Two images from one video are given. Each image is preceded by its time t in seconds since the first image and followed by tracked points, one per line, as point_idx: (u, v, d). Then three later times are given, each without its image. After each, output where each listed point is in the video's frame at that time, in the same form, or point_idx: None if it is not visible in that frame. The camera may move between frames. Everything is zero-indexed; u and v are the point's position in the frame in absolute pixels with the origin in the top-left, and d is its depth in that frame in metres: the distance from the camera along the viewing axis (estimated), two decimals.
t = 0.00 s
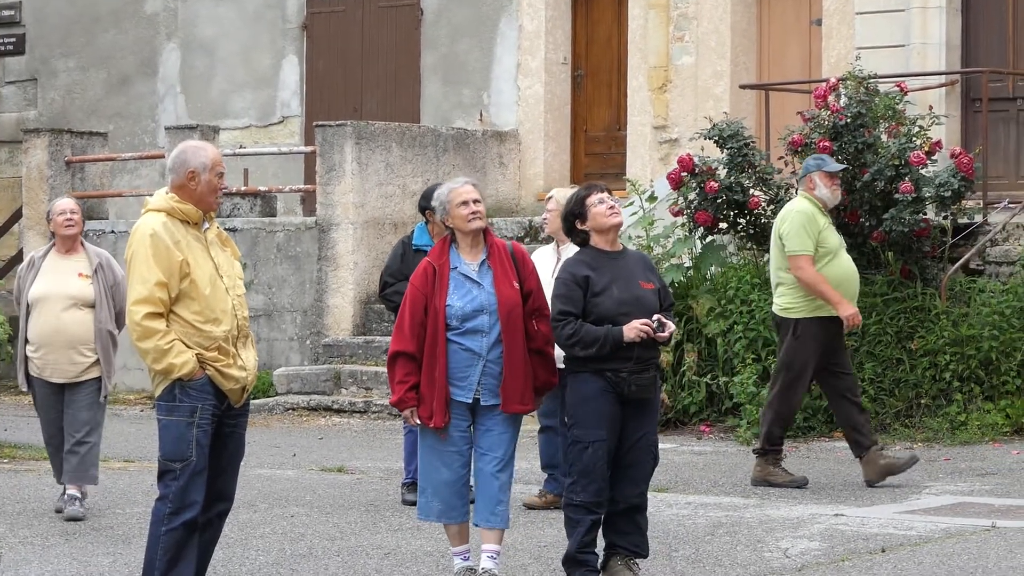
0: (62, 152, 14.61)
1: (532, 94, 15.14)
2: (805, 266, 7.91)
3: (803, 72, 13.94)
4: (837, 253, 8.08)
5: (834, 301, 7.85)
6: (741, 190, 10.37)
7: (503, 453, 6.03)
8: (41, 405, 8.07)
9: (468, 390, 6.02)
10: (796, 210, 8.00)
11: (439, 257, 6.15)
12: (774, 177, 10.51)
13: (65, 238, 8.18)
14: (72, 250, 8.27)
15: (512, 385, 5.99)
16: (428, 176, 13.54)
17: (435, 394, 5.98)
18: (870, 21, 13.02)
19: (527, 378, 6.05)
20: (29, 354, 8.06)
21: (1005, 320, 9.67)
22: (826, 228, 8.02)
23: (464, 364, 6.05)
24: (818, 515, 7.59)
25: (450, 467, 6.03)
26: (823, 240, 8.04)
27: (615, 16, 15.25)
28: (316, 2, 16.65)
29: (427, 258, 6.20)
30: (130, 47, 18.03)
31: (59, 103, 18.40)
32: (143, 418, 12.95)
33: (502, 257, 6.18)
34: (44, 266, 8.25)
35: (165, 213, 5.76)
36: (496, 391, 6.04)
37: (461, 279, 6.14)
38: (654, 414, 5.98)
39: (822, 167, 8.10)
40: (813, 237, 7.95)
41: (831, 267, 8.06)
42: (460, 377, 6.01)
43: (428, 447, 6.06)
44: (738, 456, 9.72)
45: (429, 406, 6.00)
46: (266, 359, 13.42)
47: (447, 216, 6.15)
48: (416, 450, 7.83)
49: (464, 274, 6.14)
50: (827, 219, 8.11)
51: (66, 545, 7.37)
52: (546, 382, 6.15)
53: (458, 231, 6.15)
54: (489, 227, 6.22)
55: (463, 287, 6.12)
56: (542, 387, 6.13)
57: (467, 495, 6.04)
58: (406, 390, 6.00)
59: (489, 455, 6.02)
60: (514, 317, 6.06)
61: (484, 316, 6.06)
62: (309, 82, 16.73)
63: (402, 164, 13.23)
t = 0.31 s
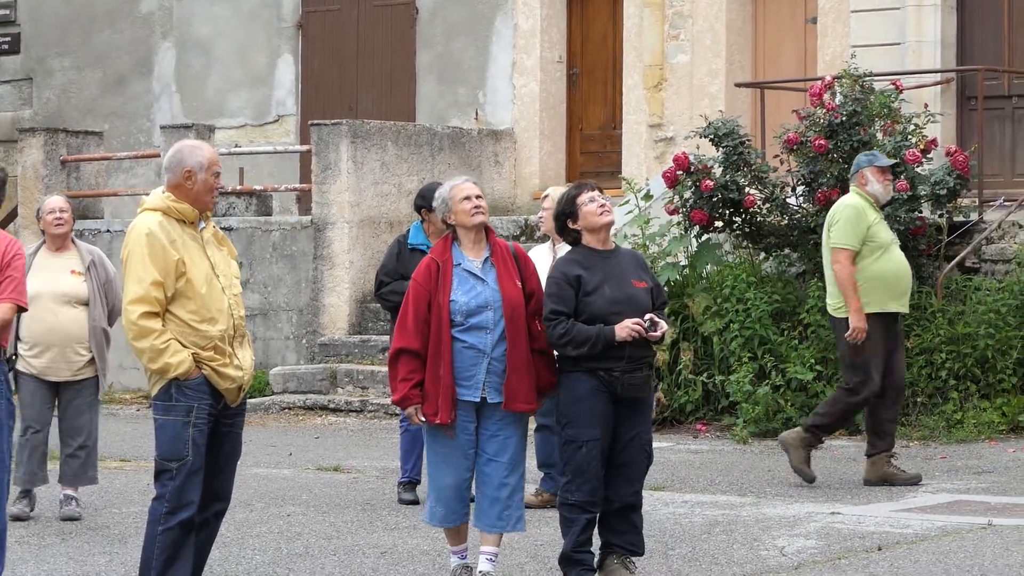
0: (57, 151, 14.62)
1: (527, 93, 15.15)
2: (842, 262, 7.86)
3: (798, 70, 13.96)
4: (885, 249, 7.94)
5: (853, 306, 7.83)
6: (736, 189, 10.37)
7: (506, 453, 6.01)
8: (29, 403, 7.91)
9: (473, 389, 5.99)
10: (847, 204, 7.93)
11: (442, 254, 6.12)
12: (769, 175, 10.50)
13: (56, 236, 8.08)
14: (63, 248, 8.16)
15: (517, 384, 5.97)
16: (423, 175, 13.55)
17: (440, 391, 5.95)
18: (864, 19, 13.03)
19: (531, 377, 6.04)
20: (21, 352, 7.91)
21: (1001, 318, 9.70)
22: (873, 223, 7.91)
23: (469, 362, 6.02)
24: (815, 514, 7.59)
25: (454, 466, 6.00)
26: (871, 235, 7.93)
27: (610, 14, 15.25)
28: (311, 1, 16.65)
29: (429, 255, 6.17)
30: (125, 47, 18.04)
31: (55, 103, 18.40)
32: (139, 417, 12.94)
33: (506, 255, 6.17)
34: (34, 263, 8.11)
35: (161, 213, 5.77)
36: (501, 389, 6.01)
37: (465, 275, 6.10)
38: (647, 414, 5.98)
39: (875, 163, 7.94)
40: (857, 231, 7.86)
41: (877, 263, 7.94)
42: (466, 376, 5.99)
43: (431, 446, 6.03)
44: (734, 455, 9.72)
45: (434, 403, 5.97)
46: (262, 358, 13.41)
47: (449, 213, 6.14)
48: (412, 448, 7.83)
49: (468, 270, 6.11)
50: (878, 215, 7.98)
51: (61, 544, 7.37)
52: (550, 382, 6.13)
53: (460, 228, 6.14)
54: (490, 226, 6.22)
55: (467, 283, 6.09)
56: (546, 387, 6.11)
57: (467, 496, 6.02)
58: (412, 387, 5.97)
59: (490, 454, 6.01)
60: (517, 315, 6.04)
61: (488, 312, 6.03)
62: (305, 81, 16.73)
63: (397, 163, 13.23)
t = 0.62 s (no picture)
0: (56, 151, 14.63)
1: (526, 93, 15.16)
2: (873, 260, 7.85)
3: (797, 70, 13.96)
4: (924, 252, 7.84)
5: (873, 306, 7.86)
6: (734, 189, 10.39)
7: (513, 452, 5.99)
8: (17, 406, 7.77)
9: (481, 387, 5.96)
10: (890, 203, 7.88)
11: (444, 254, 6.09)
12: (768, 175, 10.54)
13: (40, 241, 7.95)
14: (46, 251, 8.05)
15: (526, 381, 5.93)
16: (422, 175, 13.55)
17: (452, 389, 5.91)
18: (864, 19, 13.03)
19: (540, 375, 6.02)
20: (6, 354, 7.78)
21: (1000, 318, 9.71)
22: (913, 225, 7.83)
23: (476, 360, 5.98)
24: (814, 513, 7.59)
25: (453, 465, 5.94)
26: (911, 237, 7.85)
27: (609, 14, 15.26)
28: (309, 1, 16.65)
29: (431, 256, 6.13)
30: (124, 47, 18.04)
31: (54, 104, 18.41)
32: (137, 418, 12.94)
33: (506, 256, 6.18)
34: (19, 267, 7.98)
35: (160, 213, 5.77)
36: (508, 388, 5.98)
37: (467, 275, 6.08)
38: (644, 414, 5.98)
39: (929, 165, 7.88)
40: (893, 232, 7.81)
41: (914, 266, 7.85)
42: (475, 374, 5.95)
43: (437, 447, 5.95)
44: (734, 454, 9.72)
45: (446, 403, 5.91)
46: (261, 359, 13.41)
47: (448, 213, 6.13)
48: (411, 448, 7.83)
49: (470, 270, 6.09)
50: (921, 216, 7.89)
51: (59, 544, 7.37)
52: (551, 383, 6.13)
53: (460, 229, 6.13)
54: (490, 227, 6.22)
55: (471, 283, 6.07)
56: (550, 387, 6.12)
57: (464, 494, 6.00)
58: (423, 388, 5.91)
59: (498, 455, 5.99)
60: (521, 314, 6.03)
61: (494, 311, 6.01)
62: (304, 82, 16.74)
63: (396, 163, 13.23)
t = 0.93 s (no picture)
0: (57, 151, 14.64)
1: (528, 92, 15.16)
2: (936, 270, 7.75)
3: (799, 68, 13.96)
4: (986, 258, 7.81)
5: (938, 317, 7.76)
6: (736, 188, 10.38)
7: (509, 453, 5.96)
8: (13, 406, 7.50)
9: (475, 388, 5.92)
10: (950, 211, 7.78)
11: (436, 255, 6.03)
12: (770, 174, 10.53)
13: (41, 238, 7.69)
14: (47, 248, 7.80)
15: (521, 382, 5.91)
16: (424, 175, 13.56)
17: (446, 391, 5.85)
18: (866, 17, 13.02)
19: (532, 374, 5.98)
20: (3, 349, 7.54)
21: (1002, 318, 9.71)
22: (975, 233, 7.77)
23: (469, 361, 5.94)
24: (816, 513, 7.58)
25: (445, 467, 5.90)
26: (973, 244, 7.79)
27: (611, 14, 15.25)
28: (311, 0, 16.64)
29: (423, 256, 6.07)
30: (125, 47, 18.04)
31: (55, 103, 18.42)
32: (139, 417, 12.95)
33: (499, 255, 6.14)
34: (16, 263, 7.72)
35: (162, 213, 5.76)
36: (501, 389, 5.96)
37: (461, 275, 6.04)
38: (646, 413, 5.98)
39: (989, 171, 7.77)
40: (956, 241, 7.73)
41: (975, 272, 7.80)
42: (468, 375, 5.90)
43: (430, 451, 5.89)
44: (736, 452, 9.71)
45: (439, 405, 5.86)
46: (263, 358, 13.42)
47: (438, 213, 6.10)
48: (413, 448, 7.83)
49: (463, 270, 6.05)
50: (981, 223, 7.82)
51: (62, 545, 7.36)
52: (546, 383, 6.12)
53: (451, 228, 6.09)
54: (482, 227, 6.19)
55: (464, 283, 6.02)
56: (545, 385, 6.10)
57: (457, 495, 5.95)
58: (415, 390, 5.86)
59: (493, 456, 5.95)
60: (515, 313, 6.00)
61: (488, 310, 5.97)
62: (305, 81, 16.74)
63: (398, 162, 13.23)
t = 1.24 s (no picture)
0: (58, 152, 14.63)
1: (527, 92, 15.16)
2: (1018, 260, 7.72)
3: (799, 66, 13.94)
4: None
5: None
6: (736, 187, 10.37)
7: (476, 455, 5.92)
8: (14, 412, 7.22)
9: (437, 389, 5.88)
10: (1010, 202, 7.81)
11: (403, 257, 6.01)
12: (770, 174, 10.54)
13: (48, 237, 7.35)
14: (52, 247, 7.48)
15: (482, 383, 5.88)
16: (424, 174, 13.57)
17: (405, 393, 5.82)
18: (865, 17, 13.00)
19: (498, 376, 5.96)
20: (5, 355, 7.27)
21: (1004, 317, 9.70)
22: None
23: (432, 362, 5.90)
24: (817, 512, 7.57)
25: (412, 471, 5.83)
26: None
27: (610, 14, 15.25)
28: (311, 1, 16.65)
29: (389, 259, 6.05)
30: (127, 48, 18.04)
31: (55, 105, 18.44)
32: (140, 418, 12.94)
33: (467, 255, 6.09)
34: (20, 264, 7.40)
35: (161, 213, 5.76)
36: (465, 391, 5.92)
37: (426, 277, 6.00)
38: (645, 412, 5.97)
39: None
40: None
41: None
42: (429, 376, 5.87)
43: (396, 454, 5.85)
44: (740, 452, 9.69)
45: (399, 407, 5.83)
46: (264, 358, 13.43)
47: (404, 216, 6.07)
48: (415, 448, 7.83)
49: (429, 272, 6.01)
50: None
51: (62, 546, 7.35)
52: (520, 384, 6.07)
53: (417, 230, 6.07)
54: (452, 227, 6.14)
55: (429, 285, 5.98)
56: (518, 387, 6.06)
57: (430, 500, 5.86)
58: (374, 392, 5.83)
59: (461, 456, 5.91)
60: (480, 314, 5.95)
61: (451, 312, 5.94)
62: (304, 82, 16.75)
63: (398, 162, 13.24)
